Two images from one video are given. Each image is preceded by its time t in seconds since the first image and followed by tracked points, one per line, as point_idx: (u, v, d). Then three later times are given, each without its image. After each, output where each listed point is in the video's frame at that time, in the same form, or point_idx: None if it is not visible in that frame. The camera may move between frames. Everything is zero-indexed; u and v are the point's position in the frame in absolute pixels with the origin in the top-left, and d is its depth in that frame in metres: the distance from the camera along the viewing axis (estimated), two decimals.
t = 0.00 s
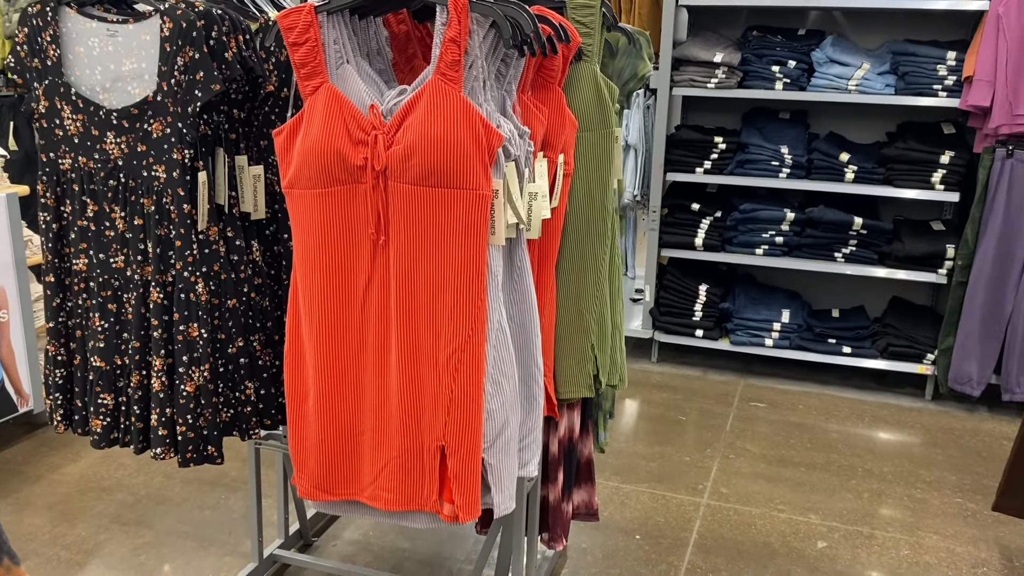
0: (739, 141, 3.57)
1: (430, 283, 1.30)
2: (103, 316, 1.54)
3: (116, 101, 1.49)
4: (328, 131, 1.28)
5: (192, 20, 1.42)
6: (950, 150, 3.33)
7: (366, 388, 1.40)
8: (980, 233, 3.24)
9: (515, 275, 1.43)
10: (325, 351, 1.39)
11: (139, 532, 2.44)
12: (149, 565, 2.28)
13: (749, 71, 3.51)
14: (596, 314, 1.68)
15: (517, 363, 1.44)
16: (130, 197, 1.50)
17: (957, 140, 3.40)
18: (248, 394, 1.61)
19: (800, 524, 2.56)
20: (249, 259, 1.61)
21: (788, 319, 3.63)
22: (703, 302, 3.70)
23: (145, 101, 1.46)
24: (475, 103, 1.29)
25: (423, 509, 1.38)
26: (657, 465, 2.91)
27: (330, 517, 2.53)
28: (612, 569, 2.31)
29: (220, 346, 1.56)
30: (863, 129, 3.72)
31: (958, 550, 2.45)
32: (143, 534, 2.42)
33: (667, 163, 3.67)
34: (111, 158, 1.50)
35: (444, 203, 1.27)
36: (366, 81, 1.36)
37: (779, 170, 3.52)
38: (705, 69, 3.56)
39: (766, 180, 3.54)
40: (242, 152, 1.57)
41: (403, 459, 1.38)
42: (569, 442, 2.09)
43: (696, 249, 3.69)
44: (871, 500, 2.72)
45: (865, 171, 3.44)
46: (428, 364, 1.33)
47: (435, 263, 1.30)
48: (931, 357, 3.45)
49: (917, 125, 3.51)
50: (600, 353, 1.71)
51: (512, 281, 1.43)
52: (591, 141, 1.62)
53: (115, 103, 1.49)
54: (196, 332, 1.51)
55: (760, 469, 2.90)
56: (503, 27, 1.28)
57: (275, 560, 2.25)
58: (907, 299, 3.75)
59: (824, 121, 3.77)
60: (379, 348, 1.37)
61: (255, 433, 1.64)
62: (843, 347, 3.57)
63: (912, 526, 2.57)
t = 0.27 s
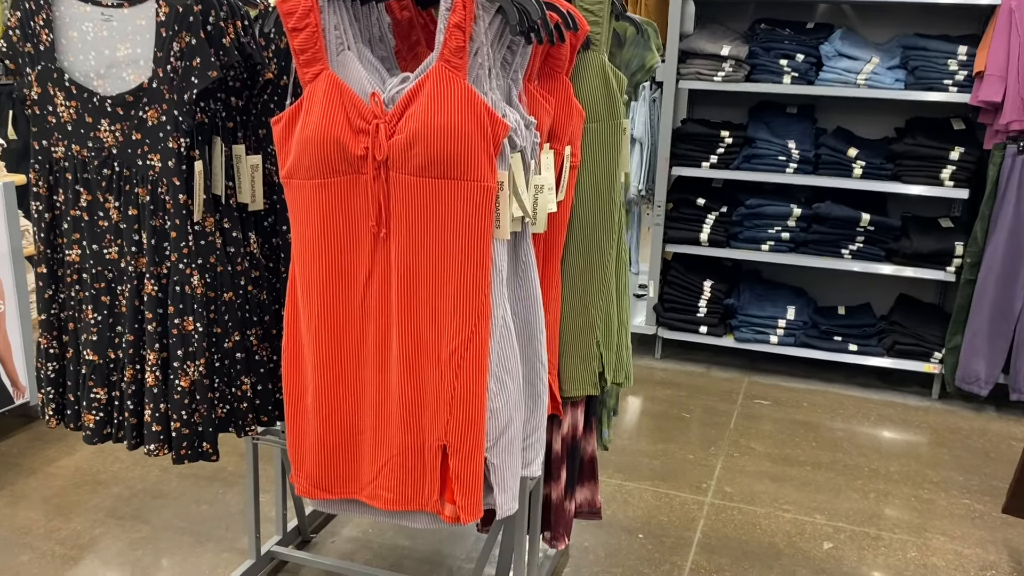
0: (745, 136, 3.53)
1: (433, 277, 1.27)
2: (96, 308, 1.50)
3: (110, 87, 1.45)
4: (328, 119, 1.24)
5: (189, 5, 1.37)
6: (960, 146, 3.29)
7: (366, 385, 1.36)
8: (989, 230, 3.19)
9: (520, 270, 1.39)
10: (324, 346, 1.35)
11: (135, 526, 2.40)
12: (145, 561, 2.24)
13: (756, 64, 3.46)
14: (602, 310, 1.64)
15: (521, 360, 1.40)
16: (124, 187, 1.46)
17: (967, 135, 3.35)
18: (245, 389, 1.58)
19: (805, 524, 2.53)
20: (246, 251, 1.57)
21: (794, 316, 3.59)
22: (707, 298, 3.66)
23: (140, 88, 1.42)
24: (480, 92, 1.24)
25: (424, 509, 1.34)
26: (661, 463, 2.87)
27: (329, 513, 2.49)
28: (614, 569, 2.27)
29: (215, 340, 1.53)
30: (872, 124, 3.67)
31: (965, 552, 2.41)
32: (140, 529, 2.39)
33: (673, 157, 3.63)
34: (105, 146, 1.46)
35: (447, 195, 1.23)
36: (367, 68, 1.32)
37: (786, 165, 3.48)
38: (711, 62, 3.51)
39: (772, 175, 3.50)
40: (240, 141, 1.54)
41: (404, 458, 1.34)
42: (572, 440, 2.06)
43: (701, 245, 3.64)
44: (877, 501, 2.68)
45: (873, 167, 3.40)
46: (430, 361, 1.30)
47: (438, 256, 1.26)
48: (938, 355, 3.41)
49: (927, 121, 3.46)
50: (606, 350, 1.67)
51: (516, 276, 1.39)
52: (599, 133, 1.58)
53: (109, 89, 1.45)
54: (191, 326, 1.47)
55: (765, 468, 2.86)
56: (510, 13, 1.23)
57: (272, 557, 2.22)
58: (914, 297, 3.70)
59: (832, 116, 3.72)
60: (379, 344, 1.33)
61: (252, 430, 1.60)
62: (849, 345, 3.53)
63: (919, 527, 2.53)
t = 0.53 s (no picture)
0: (762, 129, 3.43)
1: (444, 273, 1.18)
2: (87, 300, 1.42)
3: (103, 65, 1.37)
4: (334, 102, 1.16)
5: None
6: (984, 143, 3.19)
7: (371, 386, 1.28)
8: (1013, 229, 3.10)
9: (537, 265, 1.30)
10: (326, 345, 1.26)
11: (130, 525, 2.33)
12: (139, 561, 2.17)
13: (775, 56, 3.37)
14: (620, 308, 1.55)
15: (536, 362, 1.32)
16: (117, 171, 1.38)
17: (991, 132, 3.25)
18: (243, 388, 1.50)
19: (822, 531, 2.44)
20: (246, 241, 1.49)
21: (808, 315, 3.50)
22: (720, 295, 3.57)
23: (135, 66, 1.33)
24: (498, 74, 1.16)
25: (431, 519, 1.26)
26: (672, 465, 2.79)
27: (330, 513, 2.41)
28: None
29: (212, 336, 1.45)
30: (891, 119, 3.58)
31: (989, 563, 2.32)
32: (135, 528, 2.31)
33: (687, 151, 3.54)
34: (98, 128, 1.37)
35: (462, 185, 1.15)
36: (377, 47, 1.24)
37: (803, 160, 3.39)
38: (728, 53, 3.42)
39: (789, 170, 3.41)
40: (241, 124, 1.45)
41: (410, 465, 1.26)
42: (584, 443, 1.98)
43: (714, 241, 3.56)
44: (897, 508, 2.60)
45: (893, 163, 3.31)
46: (439, 362, 1.21)
47: (450, 251, 1.17)
48: (957, 357, 3.32)
49: (949, 116, 3.37)
50: (623, 351, 1.58)
51: (532, 272, 1.30)
52: (620, 122, 1.49)
53: (102, 68, 1.37)
54: (187, 320, 1.39)
55: (780, 472, 2.78)
56: None
57: (271, 559, 2.14)
58: (931, 297, 3.62)
59: (851, 110, 3.63)
60: (386, 343, 1.25)
61: (250, 431, 1.52)
62: (865, 346, 3.44)
63: (939, 536, 2.45)
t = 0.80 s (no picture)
0: (789, 125, 3.30)
1: (467, 276, 1.07)
2: (76, 296, 1.31)
3: (96, 39, 1.27)
4: (349, 83, 1.04)
5: None
6: (1022, 143, 3.06)
7: (383, 399, 1.16)
8: None
9: (568, 269, 1.18)
10: (335, 353, 1.15)
11: (126, 528, 2.22)
12: (133, 567, 2.06)
13: (804, 48, 3.23)
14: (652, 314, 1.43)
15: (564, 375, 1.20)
16: (110, 156, 1.26)
17: None
18: (244, 394, 1.38)
19: (851, 548, 2.33)
20: (249, 235, 1.37)
21: (833, 318, 3.38)
22: (741, 296, 3.44)
23: (131, 41, 1.21)
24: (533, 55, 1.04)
25: (448, 546, 1.15)
26: (691, 474, 2.68)
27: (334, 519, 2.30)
28: None
29: (211, 337, 1.33)
30: (923, 116, 3.45)
31: None
32: (131, 531, 2.21)
33: (710, 146, 3.41)
34: (89, 109, 1.26)
35: (491, 179, 1.03)
36: (398, 22, 1.12)
37: (832, 157, 3.25)
38: (756, 45, 3.29)
39: (817, 168, 3.27)
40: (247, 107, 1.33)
41: (425, 486, 1.14)
42: (605, 453, 1.86)
43: (736, 240, 3.43)
44: (928, 524, 2.48)
45: (926, 163, 3.17)
46: (460, 374, 1.10)
47: (476, 252, 1.06)
48: (988, 366, 3.18)
49: (985, 114, 3.23)
50: (654, 361, 1.46)
51: (563, 275, 1.19)
52: (659, 112, 1.37)
53: (95, 43, 1.27)
54: (185, 321, 1.28)
55: (804, 483, 2.66)
56: None
57: (272, 568, 2.03)
58: (960, 302, 3.49)
59: (881, 106, 3.50)
60: (401, 352, 1.13)
61: (252, 440, 1.41)
62: (891, 352, 3.31)
63: (974, 556, 2.33)
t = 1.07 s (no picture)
0: (815, 118, 3.16)
1: (476, 278, 0.94)
2: (44, 286, 1.19)
3: (67, 2, 1.13)
4: (347, 54, 0.92)
5: None
6: None
7: (378, 411, 1.04)
8: None
9: (588, 270, 1.05)
10: (325, 359, 1.02)
11: (110, 527, 2.11)
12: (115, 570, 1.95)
13: (833, 39, 3.09)
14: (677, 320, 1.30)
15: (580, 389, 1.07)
16: (82, 133, 1.14)
17: None
18: (227, 398, 1.26)
19: (873, 568, 2.20)
20: (237, 223, 1.25)
21: (855, 322, 3.24)
22: (760, 296, 3.31)
23: (106, 4, 1.09)
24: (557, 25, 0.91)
25: None
26: (705, 483, 2.55)
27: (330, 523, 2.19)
28: None
29: (191, 335, 1.21)
30: (955, 113, 3.30)
31: None
32: (115, 531, 2.10)
33: (732, 139, 3.26)
34: (61, 79, 1.13)
35: (505, 168, 0.90)
36: None
37: (859, 154, 3.11)
38: (783, 34, 3.15)
39: (843, 165, 3.13)
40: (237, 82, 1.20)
41: (423, 511, 1.02)
42: (619, 464, 1.73)
43: (756, 238, 3.29)
44: (954, 543, 2.35)
45: (958, 162, 3.03)
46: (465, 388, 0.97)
47: (486, 250, 0.93)
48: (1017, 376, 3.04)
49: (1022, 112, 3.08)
50: (678, 372, 1.34)
51: (581, 277, 1.06)
52: (691, 99, 1.24)
53: (68, 4, 1.13)
54: (163, 317, 1.16)
55: (823, 496, 2.54)
56: None
57: None
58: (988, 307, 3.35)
59: (911, 101, 3.35)
60: (399, 359, 1.01)
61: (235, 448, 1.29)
62: (915, 358, 3.17)
63: None
